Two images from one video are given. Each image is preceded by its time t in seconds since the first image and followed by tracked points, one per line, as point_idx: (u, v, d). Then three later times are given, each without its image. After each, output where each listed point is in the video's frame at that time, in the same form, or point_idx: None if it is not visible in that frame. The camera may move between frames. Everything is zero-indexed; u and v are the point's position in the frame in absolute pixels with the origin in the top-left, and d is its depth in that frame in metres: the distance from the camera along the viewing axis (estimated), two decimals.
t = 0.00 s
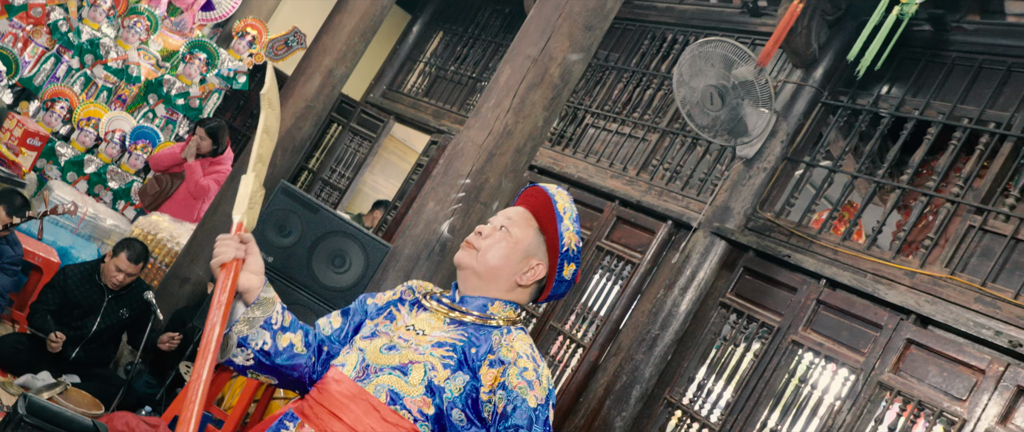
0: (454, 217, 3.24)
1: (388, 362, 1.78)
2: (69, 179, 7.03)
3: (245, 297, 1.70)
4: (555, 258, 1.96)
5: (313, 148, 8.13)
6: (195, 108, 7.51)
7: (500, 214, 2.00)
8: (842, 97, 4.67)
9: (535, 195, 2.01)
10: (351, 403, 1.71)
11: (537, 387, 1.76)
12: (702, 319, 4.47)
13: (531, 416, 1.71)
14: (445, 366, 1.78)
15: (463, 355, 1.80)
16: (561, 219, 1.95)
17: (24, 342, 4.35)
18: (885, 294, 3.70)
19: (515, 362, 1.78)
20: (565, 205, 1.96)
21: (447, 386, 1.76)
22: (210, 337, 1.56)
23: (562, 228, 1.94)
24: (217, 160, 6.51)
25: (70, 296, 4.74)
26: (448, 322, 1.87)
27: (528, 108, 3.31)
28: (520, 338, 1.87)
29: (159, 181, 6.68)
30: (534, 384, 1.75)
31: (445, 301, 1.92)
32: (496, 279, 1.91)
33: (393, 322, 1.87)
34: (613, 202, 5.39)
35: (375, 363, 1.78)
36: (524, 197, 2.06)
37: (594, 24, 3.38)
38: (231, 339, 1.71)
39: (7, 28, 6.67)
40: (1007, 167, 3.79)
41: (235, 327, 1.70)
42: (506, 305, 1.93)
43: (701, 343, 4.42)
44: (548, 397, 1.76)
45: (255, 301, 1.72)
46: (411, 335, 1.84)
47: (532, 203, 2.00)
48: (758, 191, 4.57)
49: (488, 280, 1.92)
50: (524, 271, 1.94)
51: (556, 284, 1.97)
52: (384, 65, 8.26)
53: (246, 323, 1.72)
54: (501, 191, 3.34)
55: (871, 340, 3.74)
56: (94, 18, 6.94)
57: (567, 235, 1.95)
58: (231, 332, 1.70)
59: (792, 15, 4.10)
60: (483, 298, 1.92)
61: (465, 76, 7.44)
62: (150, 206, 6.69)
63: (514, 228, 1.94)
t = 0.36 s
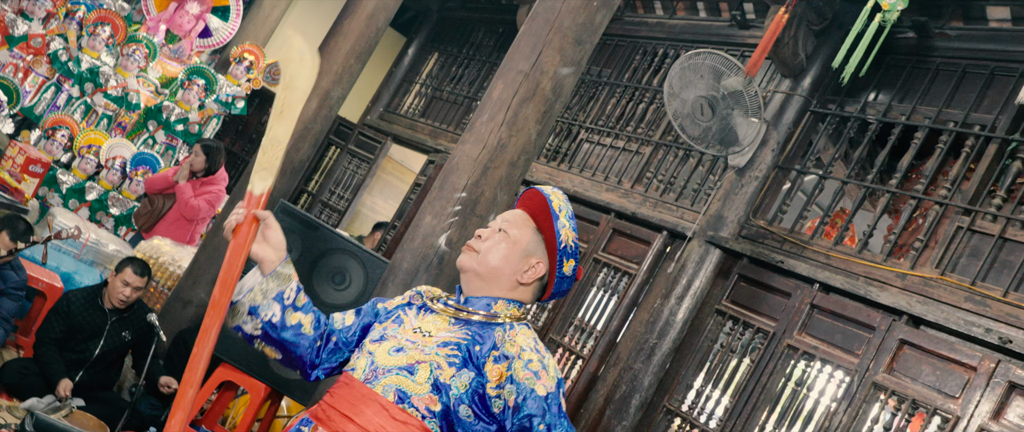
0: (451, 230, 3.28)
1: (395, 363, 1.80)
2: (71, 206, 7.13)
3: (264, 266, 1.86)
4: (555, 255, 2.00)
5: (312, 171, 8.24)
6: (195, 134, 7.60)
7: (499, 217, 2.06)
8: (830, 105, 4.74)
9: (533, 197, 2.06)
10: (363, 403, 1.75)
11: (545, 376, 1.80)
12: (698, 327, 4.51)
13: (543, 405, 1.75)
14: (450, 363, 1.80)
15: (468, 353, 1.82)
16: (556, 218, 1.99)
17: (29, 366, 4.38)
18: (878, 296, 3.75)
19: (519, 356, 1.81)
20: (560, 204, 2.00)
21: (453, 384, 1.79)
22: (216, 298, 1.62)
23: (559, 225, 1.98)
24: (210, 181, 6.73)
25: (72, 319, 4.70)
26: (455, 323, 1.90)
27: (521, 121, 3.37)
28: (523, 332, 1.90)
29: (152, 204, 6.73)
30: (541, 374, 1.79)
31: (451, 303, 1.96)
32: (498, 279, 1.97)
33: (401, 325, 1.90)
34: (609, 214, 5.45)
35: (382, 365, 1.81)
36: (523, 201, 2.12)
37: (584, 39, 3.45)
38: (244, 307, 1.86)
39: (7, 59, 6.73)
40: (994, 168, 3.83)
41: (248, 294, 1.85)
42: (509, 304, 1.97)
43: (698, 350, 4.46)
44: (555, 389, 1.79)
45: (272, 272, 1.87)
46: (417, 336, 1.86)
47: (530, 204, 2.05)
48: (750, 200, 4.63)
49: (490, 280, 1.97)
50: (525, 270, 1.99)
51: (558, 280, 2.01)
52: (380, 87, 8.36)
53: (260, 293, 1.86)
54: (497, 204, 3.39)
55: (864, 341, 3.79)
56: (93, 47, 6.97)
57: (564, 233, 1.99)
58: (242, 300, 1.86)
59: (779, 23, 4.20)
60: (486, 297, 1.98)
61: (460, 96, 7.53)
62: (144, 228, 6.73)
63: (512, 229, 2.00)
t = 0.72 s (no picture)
0: (454, 239, 3.32)
1: (413, 351, 1.84)
2: (77, 234, 7.17)
3: (278, 228, 1.98)
4: (566, 243, 2.02)
5: (316, 191, 8.31)
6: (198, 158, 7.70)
7: (511, 209, 2.09)
8: (825, 104, 4.77)
9: (543, 189, 2.09)
10: (382, 391, 1.79)
11: (564, 357, 1.83)
12: (703, 329, 4.54)
13: (565, 383, 1.78)
14: (468, 349, 1.84)
15: (485, 339, 1.86)
16: (567, 207, 2.02)
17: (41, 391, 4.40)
18: (879, 290, 3.78)
19: (537, 339, 1.86)
20: (570, 193, 2.03)
21: (470, 370, 1.82)
22: (240, 251, 1.85)
23: (569, 214, 2.01)
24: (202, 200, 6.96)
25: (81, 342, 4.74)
26: (470, 310, 1.92)
27: (518, 130, 3.39)
28: (539, 316, 1.94)
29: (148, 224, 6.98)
30: (560, 355, 1.83)
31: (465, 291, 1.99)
32: (511, 268, 2.00)
33: (418, 315, 1.92)
34: (610, 221, 5.48)
35: (401, 353, 1.84)
36: (534, 193, 2.15)
37: (577, 47, 3.47)
38: (259, 265, 1.97)
39: (10, 90, 6.82)
40: (988, 160, 3.86)
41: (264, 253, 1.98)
42: (523, 291, 1.99)
43: (704, 352, 4.48)
44: (576, 369, 1.82)
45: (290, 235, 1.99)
46: (434, 324, 1.89)
47: (541, 195, 2.08)
48: (750, 201, 4.66)
49: (504, 269, 2.00)
50: (538, 258, 2.01)
51: (570, 268, 2.04)
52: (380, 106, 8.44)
53: (275, 253, 1.98)
54: (498, 213, 3.42)
55: (867, 336, 3.82)
56: (95, 76, 7.10)
57: (574, 221, 2.02)
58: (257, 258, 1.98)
59: (771, 25, 4.22)
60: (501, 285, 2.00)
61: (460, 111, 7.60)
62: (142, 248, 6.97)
63: (524, 218, 2.03)
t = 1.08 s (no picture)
0: (460, 247, 3.34)
1: (418, 368, 1.77)
2: (89, 267, 7.15)
3: (288, 202, 1.95)
4: (567, 253, 1.90)
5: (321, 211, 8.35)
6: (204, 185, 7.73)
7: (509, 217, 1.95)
8: (821, 93, 4.78)
9: (541, 196, 1.95)
10: (389, 409, 1.73)
11: (570, 371, 1.75)
12: (714, 323, 4.55)
13: (572, 398, 1.70)
14: (473, 365, 1.76)
15: (489, 354, 1.77)
16: (566, 216, 1.88)
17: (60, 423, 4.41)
18: (885, 273, 3.80)
19: (542, 354, 1.77)
20: (569, 202, 1.89)
21: (476, 386, 1.75)
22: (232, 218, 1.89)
23: (569, 224, 1.88)
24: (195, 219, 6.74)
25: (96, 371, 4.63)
26: (474, 324, 1.83)
27: (518, 136, 3.37)
28: (543, 330, 1.84)
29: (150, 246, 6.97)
30: (565, 369, 1.75)
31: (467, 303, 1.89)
32: (511, 281, 1.88)
33: (421, 329, 1.83)
34: (616, 222, 5.51)
35: (406, 370, 1.78)
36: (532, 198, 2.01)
37: (572, 50, 3.45)
38: (264, 236, 1.90)
39: (15, 128, 6.89)
40: (987, 137, 3.87)
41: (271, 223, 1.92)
42: (525, 302, 1.88)
43: (716, 346, 4.49)
44: (581, 384, 1.74)
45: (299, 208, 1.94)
46: (438, 339, 1.80)
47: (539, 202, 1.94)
48: (753, 193, 4.66)
49: (503, 283, 1.88)
50: (538, 270, 1.90)
51: (572, 279, 1.92)
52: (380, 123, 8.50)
53: (280, 225, 1.92)
54: (502, 219, 3.43)
55: (877, 319, 3.83)
56: (98, 109, 7.20)
57: (574, 232, 1.88)
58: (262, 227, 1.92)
59: (762, 18, 4.28)
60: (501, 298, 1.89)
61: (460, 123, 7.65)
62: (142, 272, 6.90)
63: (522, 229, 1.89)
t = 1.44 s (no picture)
0: (470, 257, 3.35)
1: (434, 380, 1.74)
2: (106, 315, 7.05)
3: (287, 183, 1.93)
4: (573, 254, 1.85)
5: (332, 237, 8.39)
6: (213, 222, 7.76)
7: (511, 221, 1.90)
8: (816, 69, 4.78)
9: (542, 197, 1.90)
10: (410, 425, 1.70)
11: (590, 369, 1.67)
12: (731, 309, 4.54)
13: (596, 395, 1.62)
14: (490, 372, 1.72)
15: (505, 360, 1.73)
16: (570, 218, 1.83)
17: None
18: (896, 241, 3.80)
19: (561, 354, 1.70)
20: (571, 202, 1.84)
21: (494, 393, 1.70)
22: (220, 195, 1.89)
23: (573, 225, 1.83)
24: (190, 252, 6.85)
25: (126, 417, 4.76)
26: (486, 332, 1.78)
27: (517, 142, 3.38)
28: (557, 329, 1.78)
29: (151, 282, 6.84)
30: (585, 367, 1.67)
31: (477, 309, 1.85)
32: (520, 287, 1.83)
33: (434, 341, 1.79)
34: (624, 218, 5.52)
35: (423, 383, 1.74)
36: (531, 200, 1.95)
37: (562, 51, 3.45)
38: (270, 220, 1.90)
39: (22, 185, 6.96)
40: (984, 97, 3.86)
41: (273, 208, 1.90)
42: (536, 305, 1.84)
43: (736, 332, 4.47)
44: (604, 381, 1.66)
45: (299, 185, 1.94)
46: (452, 350, 1.77)
47: (540, 204, 1.88)
48: (758, 175, 4.66)
49: (512, 288, 1.83)
50: (545, 273, 1.85)
51: (580, 279, 1.88)
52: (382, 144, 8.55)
53: (283, 207, 1.91)
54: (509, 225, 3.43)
55: (893, 288, 3.83)
56: (102, 158, 7.28)
57: (579, 232, 1.84)
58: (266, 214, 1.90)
59: None
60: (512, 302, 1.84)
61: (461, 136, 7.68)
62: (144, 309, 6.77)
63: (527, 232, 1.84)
